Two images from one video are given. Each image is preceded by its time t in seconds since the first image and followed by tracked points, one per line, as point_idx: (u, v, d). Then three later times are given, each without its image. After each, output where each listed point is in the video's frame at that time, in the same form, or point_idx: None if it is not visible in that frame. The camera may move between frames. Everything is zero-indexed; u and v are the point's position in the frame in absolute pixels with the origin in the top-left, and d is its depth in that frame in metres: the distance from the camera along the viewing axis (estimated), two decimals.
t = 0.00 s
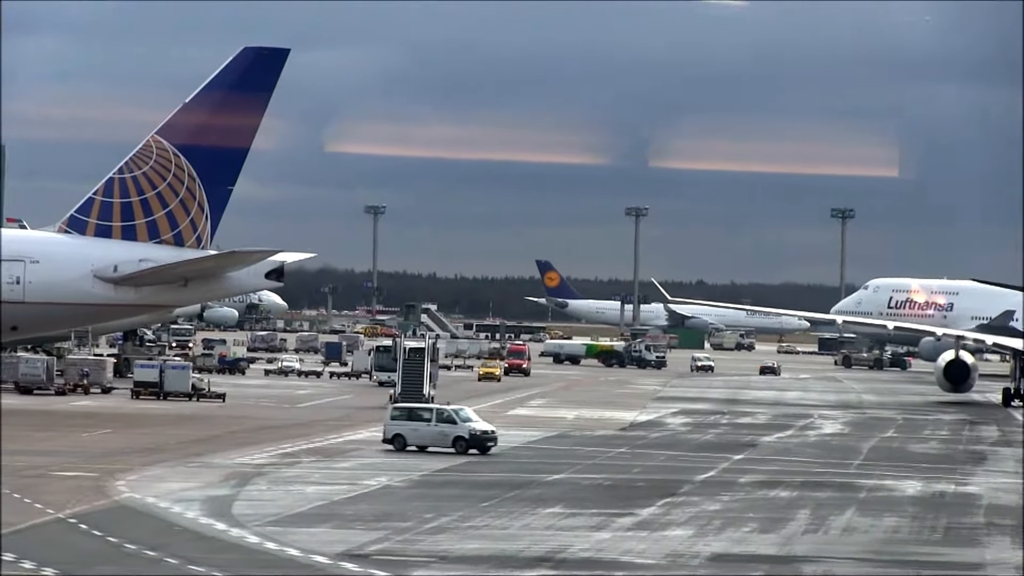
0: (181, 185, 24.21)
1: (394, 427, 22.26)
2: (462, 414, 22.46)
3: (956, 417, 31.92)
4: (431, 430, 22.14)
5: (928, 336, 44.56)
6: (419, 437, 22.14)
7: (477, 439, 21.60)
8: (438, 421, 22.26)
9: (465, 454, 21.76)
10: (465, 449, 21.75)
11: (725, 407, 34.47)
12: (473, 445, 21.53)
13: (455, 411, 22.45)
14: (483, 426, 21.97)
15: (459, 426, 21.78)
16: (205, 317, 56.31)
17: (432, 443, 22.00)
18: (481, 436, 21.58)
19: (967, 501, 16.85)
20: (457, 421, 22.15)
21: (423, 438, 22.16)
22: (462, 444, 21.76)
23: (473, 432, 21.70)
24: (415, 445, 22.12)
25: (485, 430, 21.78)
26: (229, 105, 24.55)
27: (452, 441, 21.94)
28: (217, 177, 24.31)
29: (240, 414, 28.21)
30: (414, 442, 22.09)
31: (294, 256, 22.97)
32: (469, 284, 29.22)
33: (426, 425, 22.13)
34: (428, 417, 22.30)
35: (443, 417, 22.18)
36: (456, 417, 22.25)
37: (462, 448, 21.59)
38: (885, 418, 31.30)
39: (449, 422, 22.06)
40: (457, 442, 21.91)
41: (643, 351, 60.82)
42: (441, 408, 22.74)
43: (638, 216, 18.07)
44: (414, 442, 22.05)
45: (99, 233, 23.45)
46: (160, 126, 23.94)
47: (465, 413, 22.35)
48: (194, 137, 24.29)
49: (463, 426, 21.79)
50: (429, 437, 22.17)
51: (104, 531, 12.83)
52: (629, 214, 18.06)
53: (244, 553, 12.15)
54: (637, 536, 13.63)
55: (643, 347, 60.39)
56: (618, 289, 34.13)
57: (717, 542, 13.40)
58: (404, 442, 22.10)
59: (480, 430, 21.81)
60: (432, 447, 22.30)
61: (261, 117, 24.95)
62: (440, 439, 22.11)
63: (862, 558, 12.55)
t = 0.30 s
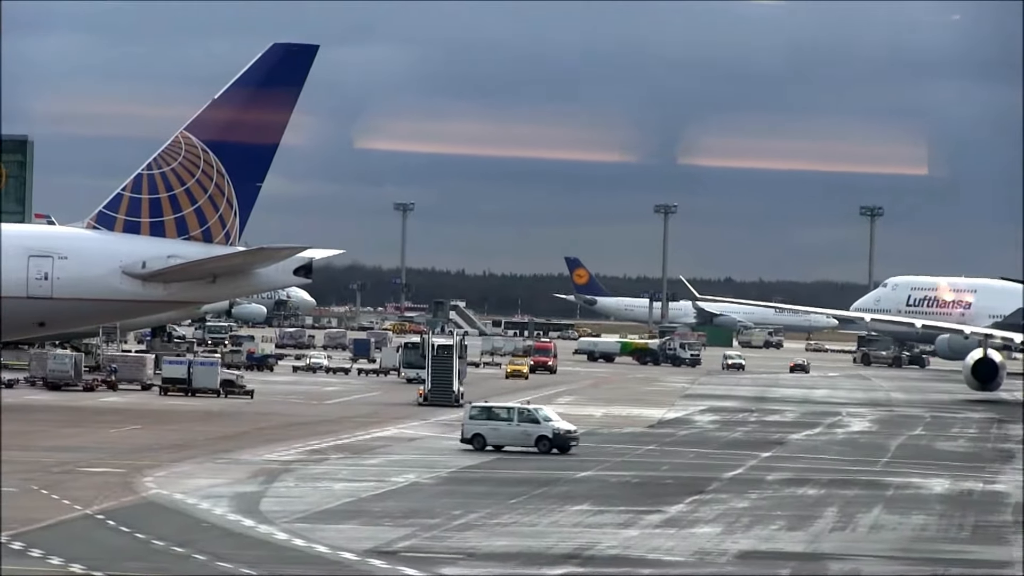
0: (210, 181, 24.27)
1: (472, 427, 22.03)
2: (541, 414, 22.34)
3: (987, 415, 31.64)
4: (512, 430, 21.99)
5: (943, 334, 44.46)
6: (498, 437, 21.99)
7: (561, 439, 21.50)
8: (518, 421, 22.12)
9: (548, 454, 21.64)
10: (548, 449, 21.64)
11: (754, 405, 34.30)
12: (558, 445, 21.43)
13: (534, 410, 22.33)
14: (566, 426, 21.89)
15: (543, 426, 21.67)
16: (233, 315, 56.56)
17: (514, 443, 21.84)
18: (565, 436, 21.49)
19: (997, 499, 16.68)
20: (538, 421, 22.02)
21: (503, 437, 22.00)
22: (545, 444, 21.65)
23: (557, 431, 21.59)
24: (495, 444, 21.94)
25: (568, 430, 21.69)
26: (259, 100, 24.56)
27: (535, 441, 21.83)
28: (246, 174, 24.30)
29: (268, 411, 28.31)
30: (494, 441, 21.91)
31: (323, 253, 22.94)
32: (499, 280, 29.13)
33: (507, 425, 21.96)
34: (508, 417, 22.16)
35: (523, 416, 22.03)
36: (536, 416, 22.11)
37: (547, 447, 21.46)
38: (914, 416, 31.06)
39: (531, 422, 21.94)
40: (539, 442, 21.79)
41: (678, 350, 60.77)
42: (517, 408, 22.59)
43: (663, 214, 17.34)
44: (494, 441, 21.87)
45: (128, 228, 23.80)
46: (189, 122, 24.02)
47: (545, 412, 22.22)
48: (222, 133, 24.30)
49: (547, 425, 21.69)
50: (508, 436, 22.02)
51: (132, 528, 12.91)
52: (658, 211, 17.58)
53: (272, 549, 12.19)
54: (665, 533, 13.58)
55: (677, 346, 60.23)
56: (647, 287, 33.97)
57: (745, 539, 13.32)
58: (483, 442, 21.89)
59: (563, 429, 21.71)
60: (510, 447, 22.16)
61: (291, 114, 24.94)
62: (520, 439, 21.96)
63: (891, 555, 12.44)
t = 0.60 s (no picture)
0: (226, 182, 24.29)
1: (536, 430, 21.74)
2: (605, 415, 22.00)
3: (1002, 416, 31.48)
4: (576, 433, 21.67)
5: (947, 334, 44.36)
6: (563, 440, 21.67)
7: (628, 443, 21.21)
8: (583, 424, 21.78)
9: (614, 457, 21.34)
10: (614, 452, 21.33)
11: (769, 406, 34.18)
12: (625, 449, 21.15)
13: (599, 412, 21.97)
14: (631, 428, 21.56)
15: (609, 429, 21.37)
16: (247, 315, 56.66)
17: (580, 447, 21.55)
18: (631, 440, 21.21)
19: (1012, 501, 16.59)
20: (603, 423, 21.69)
21: (568, 441, 21.69)
22: (611, 447, 21.34)
23: (624, 434, 21.31)
24: (560, 448, 21.65)
25: (634, 434, 21.38)
26: (274, 101, 24.55)
27: (601, 444, 21.51)
28: (261, 174, 24.26)
29: (282, 411, 28.35)
30: (558, 445, 21.63)
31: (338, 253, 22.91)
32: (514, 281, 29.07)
33: (572, 428, 21.63)
34: (572, 420, 21.84)
35: (588, 419, 21.70)
36: (602, 418, 21.77)
37: (613, 451, 21.16)
38: (928, 418, 30.92)
39: (595, 424, 21.61)
40: (605, 445, 21.48)
41: (698, 350, 60.79)
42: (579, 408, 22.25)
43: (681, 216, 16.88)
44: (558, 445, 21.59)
45: (143, 229, 23.97)
46: (204, 122, 24.05)
47: (609, 414, 21.87)
48: (238, 133, 24.30)
49: (613, 428, 21.38)
50: (573, 440, 21.68)
51: (146, 528, 12.95)
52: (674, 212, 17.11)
53: (287, 550, 12.20)
54: (679, 534, 13.55)
55: (697, 346, 60.15)
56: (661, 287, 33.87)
57: (759, 540, 13.29)
58: (548, 446, 21.62)
59: (630, 432, 21.40)
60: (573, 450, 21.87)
61: (306, 114, 24.90)
62: (585, 442, 21.65)
63: (906, 557, 12.38)
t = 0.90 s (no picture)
0: (238, 184, 24.35)
1: (606, 434, 21.47)
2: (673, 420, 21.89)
3: (1015, 417, 31.33)
4: (647, 437, 21.49)
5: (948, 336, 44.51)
6: (634, 444, 21.46)
7: (701, 447, 21.15)
8: (653, 429, 21.64)
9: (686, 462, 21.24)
10: (687, 457, 21.23)
11: (781, 408, 34.11)
12: (698, 453, 21.09)
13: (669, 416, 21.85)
14: (701, 433, 21.52)
15: (683, 434, 21.26)
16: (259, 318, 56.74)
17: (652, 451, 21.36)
18: (705, 444, 21.14)
19: None
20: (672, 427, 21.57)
21: (638, 445, 21.49)
22: (684, 452, 21.24)
23: (697, 439, 21.23)
24: (631, 452, 21.42)
25: (707, 439, 21.33)
26: (288, 102, 24.55)
27: (673, 449, 21.36)
28: (273, 176, 24.29)
29: (294, 414, 28.39)
30: (629, 449, 21.39)
31: (350, 256, 22.90)
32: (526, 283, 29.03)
33: (645, 432, 21.45)
34: (643, 424, 21.67)
35: (659, 423, 21.55)
36: (671, 422, 21.65)
37: (686, 455, 21.06)
38: (940, 420, 30.81)
39: (666, 429, 21.46)
40: (677, 450, 21.36)
41: (715, 352, 60.80)
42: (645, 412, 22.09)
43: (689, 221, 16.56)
44: (627, 449, 21.36)
45: (155, 231, 24.05)
46: (217, 125, 24.10)
47: (679, 418, 21.74)
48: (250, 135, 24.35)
49: (687, 433, 21.29)
50: (643, 444, 21.50)
51: (158, 531, 12.96)
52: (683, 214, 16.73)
53: (300, 552, 12.21)
54: (692, 536, 13.52)
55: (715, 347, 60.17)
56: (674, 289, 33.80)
57: (771, 542, 13.24)
58: (618, 450, 21.32)
59: (703, 437, 21.34)
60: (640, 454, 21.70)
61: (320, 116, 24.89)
62: (655, 446, 21.48)
63: (919, 559, 12.33)
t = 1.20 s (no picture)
0: (245, 187, 24.35)
1: (667, 439, 21.48)
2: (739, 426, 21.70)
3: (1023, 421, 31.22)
4: (710, 442, 21.37)
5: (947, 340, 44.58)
6: (697, 450, 21.37)
7: (763, 452, 20.85)
8: (716, 434, 21.49)
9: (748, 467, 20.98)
10: (749, 462, 20.96)
11: (788, 411, 34.03)
12: (760, 458, 20.79)
13: (734, 422, 21.68)
14: (767, 439, 21.22)
15: (745, 439, 21.02)
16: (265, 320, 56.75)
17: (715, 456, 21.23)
18: (767, 449, 20.84)
19: None
20: (736, 433, 21.38)
21: (700, 450, 21.40)
22: (747, 457, 20.98)
23: (759, 444, 20.96)
24: (693, 457, 21.35)
25: (769, 444, 21.03)
26: (296, 106, 24.56)
27: (736, 454, 21.16)
28: (280, 177, 24.25)
29: (301, 415, 28.41)
30: (691, 454, 21.33)
31: (357, 258, 22.91)
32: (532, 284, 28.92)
33: (707, 437, 21.35)
34: (705, 429, 21.52)
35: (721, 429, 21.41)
36: (735, 428, 21.46)
37: (747, 460, 20.81)
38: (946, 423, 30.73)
39: (729, 434, 21.31)
40: (740, 455, 21.13)
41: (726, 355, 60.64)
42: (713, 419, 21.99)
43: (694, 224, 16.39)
44: (689, 454, 21.29)
45: (163, 232, 24.17)
46: (225, 126, 24.12)
47: (745, 424, 21.54)
48: (257, 137, 24.34)
49: (749, 437, 21.04)
50: (706, 450, 21.38)
51: (164, 532, 12.99)
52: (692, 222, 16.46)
53: (306, 554, 12.21)
54: (699, 539, 13.50)
55: (726, 351, 60.03)
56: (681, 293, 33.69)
57: (777, 545, 13.23)
58: (680, 455, 21.30)
59: (765, 442, 21.04)
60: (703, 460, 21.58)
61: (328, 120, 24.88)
62: (718, 451, 21.33)
63: (925, 562, 12.30)
